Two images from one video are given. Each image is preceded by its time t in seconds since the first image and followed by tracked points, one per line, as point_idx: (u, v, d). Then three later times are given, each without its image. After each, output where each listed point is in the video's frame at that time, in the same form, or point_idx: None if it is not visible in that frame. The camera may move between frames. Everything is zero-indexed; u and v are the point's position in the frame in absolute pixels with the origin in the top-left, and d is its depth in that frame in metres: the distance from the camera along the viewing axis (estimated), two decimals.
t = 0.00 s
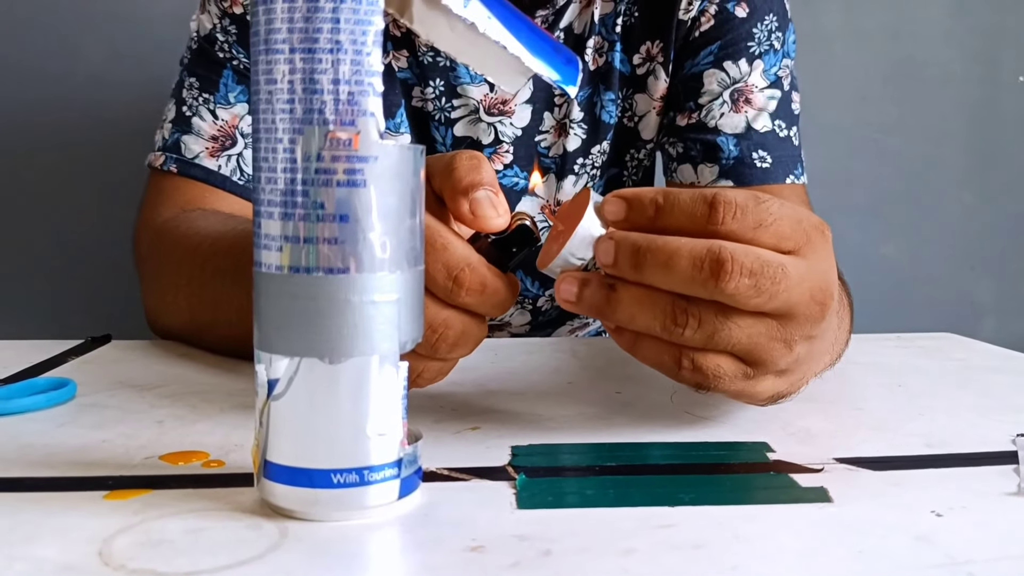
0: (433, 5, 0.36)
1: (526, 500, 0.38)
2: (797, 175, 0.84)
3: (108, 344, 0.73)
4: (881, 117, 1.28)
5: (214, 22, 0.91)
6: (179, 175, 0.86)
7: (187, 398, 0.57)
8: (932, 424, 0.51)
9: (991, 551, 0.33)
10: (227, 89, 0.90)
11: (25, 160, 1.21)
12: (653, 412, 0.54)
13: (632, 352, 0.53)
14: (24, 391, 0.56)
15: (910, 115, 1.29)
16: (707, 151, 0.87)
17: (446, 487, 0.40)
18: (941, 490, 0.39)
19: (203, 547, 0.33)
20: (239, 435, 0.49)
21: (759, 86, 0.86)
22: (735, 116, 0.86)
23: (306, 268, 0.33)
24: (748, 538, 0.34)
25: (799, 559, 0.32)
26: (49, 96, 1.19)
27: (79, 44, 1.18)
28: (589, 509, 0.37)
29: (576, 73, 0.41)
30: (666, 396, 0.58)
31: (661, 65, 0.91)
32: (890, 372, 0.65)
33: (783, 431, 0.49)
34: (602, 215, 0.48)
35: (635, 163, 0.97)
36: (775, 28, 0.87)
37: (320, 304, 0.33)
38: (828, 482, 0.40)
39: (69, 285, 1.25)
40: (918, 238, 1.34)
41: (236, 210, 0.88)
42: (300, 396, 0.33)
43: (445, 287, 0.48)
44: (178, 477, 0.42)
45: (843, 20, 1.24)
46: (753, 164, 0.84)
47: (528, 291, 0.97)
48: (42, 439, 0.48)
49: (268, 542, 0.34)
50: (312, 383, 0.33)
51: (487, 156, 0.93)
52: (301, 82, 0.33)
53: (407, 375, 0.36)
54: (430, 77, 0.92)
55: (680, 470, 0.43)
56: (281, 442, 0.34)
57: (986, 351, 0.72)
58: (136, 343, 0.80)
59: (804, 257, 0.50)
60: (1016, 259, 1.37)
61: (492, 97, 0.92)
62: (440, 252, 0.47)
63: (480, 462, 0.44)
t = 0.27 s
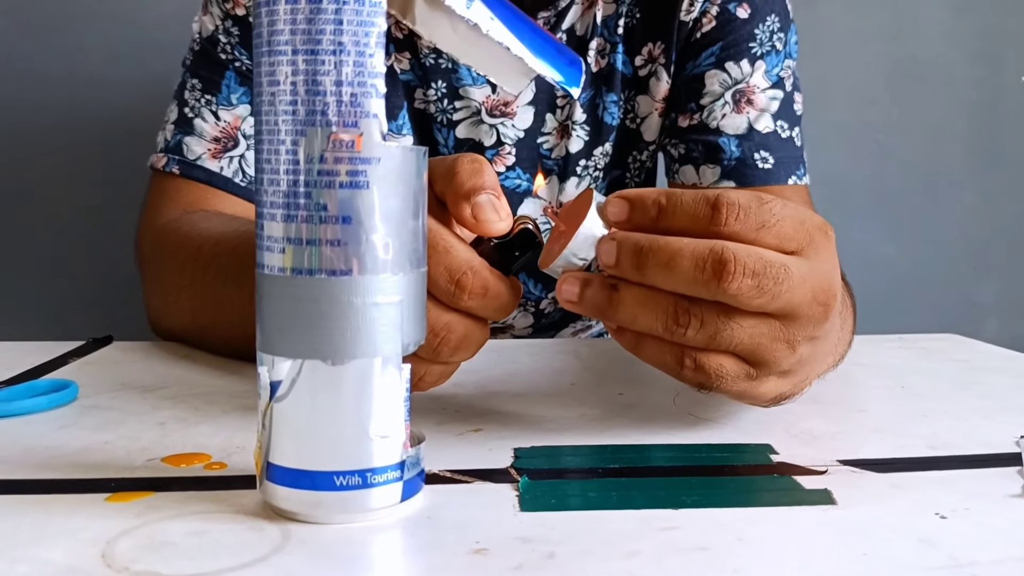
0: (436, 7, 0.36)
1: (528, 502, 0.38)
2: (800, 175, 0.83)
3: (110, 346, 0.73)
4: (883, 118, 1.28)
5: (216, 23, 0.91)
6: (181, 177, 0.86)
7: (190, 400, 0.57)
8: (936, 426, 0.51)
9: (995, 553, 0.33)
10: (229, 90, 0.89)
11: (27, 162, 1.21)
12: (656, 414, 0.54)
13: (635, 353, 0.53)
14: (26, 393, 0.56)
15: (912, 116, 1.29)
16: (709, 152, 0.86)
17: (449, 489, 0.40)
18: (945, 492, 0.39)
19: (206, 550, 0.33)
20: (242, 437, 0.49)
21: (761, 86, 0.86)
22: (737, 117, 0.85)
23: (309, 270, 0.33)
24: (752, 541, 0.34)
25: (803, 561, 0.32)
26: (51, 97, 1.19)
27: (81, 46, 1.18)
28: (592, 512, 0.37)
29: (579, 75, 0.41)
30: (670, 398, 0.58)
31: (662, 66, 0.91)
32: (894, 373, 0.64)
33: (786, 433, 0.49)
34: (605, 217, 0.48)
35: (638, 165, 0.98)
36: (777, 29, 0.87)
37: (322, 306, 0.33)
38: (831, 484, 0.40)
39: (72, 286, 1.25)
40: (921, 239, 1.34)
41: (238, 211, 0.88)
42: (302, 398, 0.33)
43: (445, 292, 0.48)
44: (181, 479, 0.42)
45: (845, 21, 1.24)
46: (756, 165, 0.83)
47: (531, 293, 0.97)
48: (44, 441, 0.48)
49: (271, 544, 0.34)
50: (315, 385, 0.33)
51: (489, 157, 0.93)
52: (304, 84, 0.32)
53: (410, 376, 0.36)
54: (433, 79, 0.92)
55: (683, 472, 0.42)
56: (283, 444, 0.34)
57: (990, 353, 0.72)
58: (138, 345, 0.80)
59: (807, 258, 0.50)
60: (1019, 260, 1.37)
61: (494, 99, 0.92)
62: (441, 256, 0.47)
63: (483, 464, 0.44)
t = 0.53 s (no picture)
0: (438, 5, 0.36)
1: (531, 502, 0.38)
2: (802, 174, 0.84)
3: (111, 346, 0.73)
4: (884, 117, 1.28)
5: (217, 22, 0.90)
6: (182, 176, 0.86)
7: (191, 400, 0.57)
8: (938, 425, 0.51)
9: (998, 553, 0.33)
10: (230, 90, 0.89)
11: (28, 161, 1.21)
12: (657, 413, 0.54)
13: (638, 352, 0.53)
14: (27, 393, 0.56)
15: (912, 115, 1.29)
16: (710, 151, 0.86)
17: (451, 489, 0.40)
18: (947, 491, 0.39)
19: (207, 550, 0.33)
20: (243, 436, 0.49)
21: (763, 85, 0.86)
22: (739, 116, 0.86)
23: (311, 270, 0.33)
24: (754, 540, 0.34)
25: (806, 560, 0.32)
26: (52, 97, 1.19)
27: (82, 45, 1.18)
28: (595, 511, 0.37)
29: (581, 74, 0.40)
30: (671, 397, 0.58)
31: (663, 66, 0.91)
32: (895, 373, 0.64)
33: (788, 433, 0.49)
34: (608, 216, 0.48)
35: (639, 164, 0.98)
36: (778, 28, 0.87)
37: (324, 305, 0.33)
38: (834, 484, 0.40)
39: (73, 286, 1.25)
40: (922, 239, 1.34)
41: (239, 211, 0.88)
42: (304, 397, 0.33)
43: (444, 292, 0.48)
44: (182, 479, 0.41)
45: (846, 20, 1.24)
46: (757, 164, 0.84)
47: (532, 293, 0.97)
48: (45, 441, 0.48)
49: (273, 544, 0.34)
50: (316, 385, 0.33)
51: (490, 156, 0.93)
52: (305, 83, 0.32)
53: (411, 376, 0.36)
54: (433, 78, 0.92)
55: (686, 472, 0.42)
56: (285, 443, 0.34)
57: (992, 352, 0.72)
58: (139, 344, 0.80)
59: (811, 257, 0.50)
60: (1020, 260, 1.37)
61: (495, 98, 0.92)
62: (439, 256, 0.47)
63: (485, 464, 0.44)
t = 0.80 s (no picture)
0: (436, 4, 0.36)
1: (529, 501, 0.38)
2: (802, 173, 0.84)
3: (109, 345, 0.73)
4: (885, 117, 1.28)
5: (214, 21, 0.90)
6: (180, 175, 0.86)
7: (189, 399, 0.57)
8: (937, 424, 0.51)
9: (998, 552, 0.33)
10: (228, 88, 0.89)
11: (27, 160, 1.21)
12: (657, 413, 0.54)
13: (637, 352, 0.53)
14: (26, 392, 0.56)
15: (912, 114, 1.29)
16: (710, 150, 0.87)
17: (450, 488, 0.40)
18: (947, 490, 0.39)
19: (206, 549, 0.33)
20: (242, 435, 0.49)
21: (763, 84, 0.86)
22: (740, 115, 0.86)
23: (309, 269, 0.33)
24: (753, 539, 0.34)
25: (806, 560, 0.32)
26: (51, 96, 1.19)
27: (81, 44, 1.18)
28: (594, 510, 0.37)
29: (581, 73, 0.40)
30: (671, 397, 0.58)
31: (664, 64, 0.91)
32: (894, 372, 0.64)
33: (788, 432, 0.49)
34: (605, 216, 0.48)
35: (639, 163, 0.98)
36: (779, 27, 0.87)
37: (322, 304, 0.33)
38: (833, 483, 0.40)
39: (72, 285, 1.25)
40: (922, 238, 1.33)
41: (238, 210, 0.88)
42: (302, 396, 0.33)
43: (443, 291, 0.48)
44: (181, 478, 0.41)
45: (846, 19, 1.24)
46: (757, 163, 0.84)
47: (531, 291, 0.97)
48: (43, 440, 0.48)
49: (271, 543, 0.34)
50: (315, 383, 0.33)
51: (489, 155, 0.93)
52: (303, 82, 0.32)
53: (410, 375, 0.36)
54: (432, 76, 0.92)
55: (685, 471, 0.42)
56: (284, 442, 0.34)
57: (991, 351, 0.72)
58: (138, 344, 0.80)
59: (809, 256, 0.50)
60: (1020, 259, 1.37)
61: (494, 96, 0.92)
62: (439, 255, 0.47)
63: (484, 463, 0.44)
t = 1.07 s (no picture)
0: (435, 6, 0.36)
1: (528, 502, 0.38)
2: (801, 174, 0.84)
3: (108, 347, 0.73)
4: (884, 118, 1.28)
5: (211, 22, 0.90)
6: (178, 177, 0.86)
7: (188, 400, 0.57)
8: (936, 425, 0.51)
9: (997, 553, 0.33)
10: (225, 90, 0.89)
11: (26, 162, 1.21)
12: (655, 413, 0.54)
13: (636, 353, 0.53)
14: (24, 394, 0.56)
15: (911, 115, 1.29)
16: (709, 151, 0.87)
17: (449, 489, 0.40)
18: (946, 491, 0.39)
19: (205, 550, 0.33)
20: (241, 437, 0.49)
21: (762, 85, 0.86)
22: (738, 116, 0.86)
23: (308, 271, 0.33)
24: (752, 540, 0.34)
25: (805, 561, 0.32)
26: (50, 97, 1.19)
27: (80, 45, 1.18)
28: (593, 511, 0.37)
29: (579, 74, 0.40)
30: (669, 398, 0.58)
31: (663, 65, 0.91)
32: (892, 372, 0.64)
33: (786, 433, 0.49)
34: (605, 218, 0.47)
35: (638, 163, 0.98)
36: (778, 28, 0.87)
37: (321, 305, 0.33)
38: (831, 484, 0.40)
39: (71, 287, 1.25)
40: (920, 239, 1.34)
41: (236, 211, 0.88)
42: (301, 397, 0.33)
43: (443, 291, 0.48)
44: (180, 479, 0.42)
45: (844, 20, 1.24)
46: (756, 164, 0.84)
47: (529, 291, 0.98)
48: (42, 442, 0.48)
49: (270, 545, 0.34)
50: (315, 385, 0.33)
51: (487, 155, 0.93)
52: (302, 84, 0.32)
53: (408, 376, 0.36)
54: (430, 76, 0.92)
55: (683, 472, 0.42)
56: (283, 444, 0.34)
57: (989, 352, 0.72)
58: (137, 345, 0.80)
59: (806, 257, 0.50)
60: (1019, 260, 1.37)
61: (492, 96, 0.92)
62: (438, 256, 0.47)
63: (482, 465, 0.44)
